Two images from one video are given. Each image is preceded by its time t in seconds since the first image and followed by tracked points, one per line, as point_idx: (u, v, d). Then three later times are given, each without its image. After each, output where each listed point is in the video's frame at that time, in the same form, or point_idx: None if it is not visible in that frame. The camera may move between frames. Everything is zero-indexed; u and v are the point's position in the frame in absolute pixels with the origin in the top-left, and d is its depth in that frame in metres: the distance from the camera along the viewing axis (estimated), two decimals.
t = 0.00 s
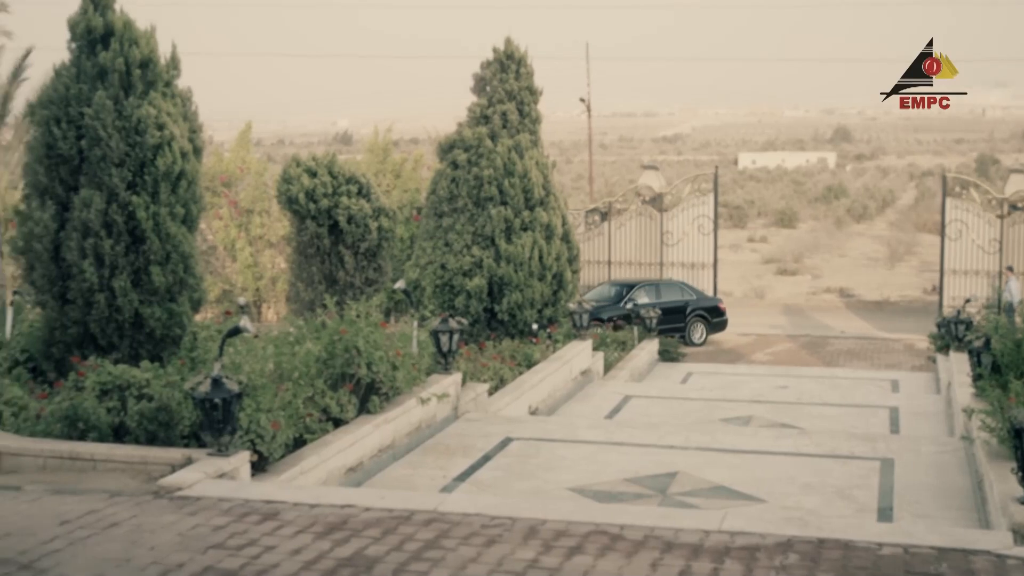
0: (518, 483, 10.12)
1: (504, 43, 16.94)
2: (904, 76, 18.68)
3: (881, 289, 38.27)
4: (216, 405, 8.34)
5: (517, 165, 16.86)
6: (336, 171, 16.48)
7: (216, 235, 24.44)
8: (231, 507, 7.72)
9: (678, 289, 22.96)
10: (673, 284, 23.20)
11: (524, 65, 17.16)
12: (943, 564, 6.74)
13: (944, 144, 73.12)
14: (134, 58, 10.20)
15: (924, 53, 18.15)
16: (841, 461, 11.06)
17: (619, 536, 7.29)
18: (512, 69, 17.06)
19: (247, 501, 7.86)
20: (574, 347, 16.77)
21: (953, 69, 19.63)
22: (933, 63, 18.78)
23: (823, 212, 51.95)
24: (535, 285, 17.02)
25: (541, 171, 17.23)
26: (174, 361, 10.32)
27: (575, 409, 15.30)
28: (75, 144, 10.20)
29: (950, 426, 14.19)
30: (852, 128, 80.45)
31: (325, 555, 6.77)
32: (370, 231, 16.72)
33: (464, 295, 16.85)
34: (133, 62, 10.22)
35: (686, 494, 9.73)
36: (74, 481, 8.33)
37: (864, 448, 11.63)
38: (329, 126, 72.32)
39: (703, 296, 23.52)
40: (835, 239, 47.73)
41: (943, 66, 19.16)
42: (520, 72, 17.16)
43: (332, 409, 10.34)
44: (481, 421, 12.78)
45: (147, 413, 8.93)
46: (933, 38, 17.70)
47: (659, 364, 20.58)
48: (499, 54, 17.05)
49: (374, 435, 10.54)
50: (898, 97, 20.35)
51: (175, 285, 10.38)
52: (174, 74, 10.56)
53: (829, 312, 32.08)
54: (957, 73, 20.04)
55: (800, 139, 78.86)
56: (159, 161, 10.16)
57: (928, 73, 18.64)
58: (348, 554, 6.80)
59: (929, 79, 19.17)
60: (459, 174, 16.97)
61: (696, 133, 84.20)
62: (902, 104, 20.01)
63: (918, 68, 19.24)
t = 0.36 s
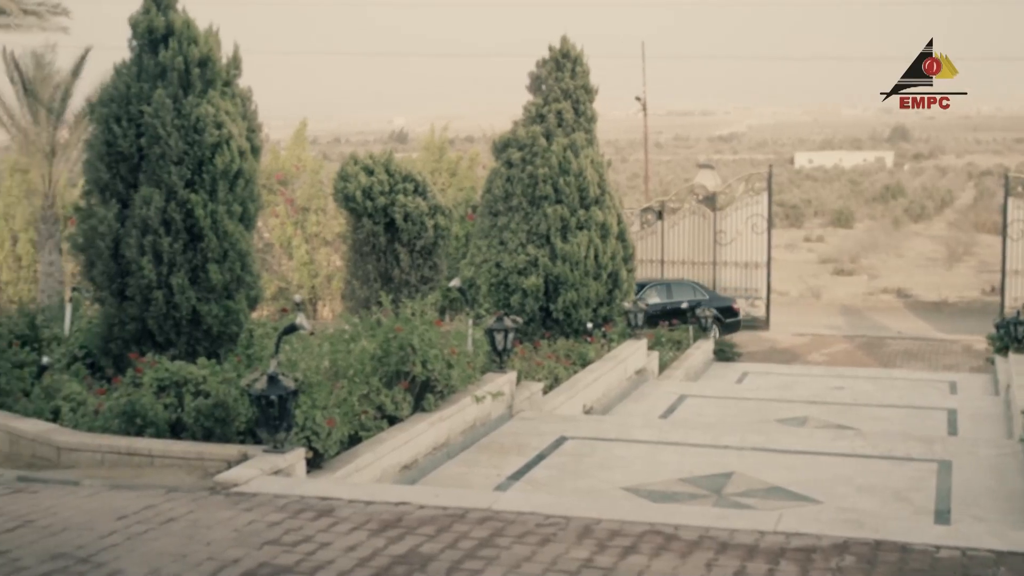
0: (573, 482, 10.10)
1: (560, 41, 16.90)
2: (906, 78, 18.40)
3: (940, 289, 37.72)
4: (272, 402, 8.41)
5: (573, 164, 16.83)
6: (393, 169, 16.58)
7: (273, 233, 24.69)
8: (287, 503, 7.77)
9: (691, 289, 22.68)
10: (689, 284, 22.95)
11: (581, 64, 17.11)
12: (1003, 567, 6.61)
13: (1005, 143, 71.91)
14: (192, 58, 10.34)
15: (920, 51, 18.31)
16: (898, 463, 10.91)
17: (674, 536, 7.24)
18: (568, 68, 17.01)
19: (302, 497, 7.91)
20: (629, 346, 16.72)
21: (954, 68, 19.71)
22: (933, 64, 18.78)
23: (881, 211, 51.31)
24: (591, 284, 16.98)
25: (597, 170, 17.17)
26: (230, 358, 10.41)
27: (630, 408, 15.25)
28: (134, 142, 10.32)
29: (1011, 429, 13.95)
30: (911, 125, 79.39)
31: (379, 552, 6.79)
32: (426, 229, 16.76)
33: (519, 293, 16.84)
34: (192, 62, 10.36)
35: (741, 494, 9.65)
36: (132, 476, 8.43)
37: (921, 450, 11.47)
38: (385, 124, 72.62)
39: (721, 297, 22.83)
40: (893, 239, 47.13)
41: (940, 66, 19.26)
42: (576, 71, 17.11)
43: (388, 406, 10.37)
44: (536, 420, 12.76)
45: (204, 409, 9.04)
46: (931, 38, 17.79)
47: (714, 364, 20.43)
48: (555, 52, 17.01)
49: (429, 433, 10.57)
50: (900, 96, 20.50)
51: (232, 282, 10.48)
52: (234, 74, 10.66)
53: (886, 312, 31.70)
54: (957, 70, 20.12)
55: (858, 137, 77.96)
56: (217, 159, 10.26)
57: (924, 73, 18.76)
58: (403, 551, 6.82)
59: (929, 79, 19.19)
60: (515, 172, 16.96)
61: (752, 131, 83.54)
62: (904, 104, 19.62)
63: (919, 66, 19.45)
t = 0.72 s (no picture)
0: (625, 482, 10.06)
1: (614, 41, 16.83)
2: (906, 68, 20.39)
3: (996, 290, 37.19)
4: (324, 401, 8.45)
5: (626, 164, 16.76)
6: (446, 169, 16.58)
7: (326, 232, 24.89)
8: (339, 502, 7.80)
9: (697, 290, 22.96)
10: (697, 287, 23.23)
11: (635, 64, 17.03)
12: None
13: None
14: (246, 58, 10.42)
15: (918, 53, 20.33)
16: (953, 465, 10.76)
17: (726, 538, 7.17)
18: (622, 68, 16.94)
19: (354, 496, 7.93)
20: (681, 347, 16.66)
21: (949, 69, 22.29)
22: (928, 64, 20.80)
23: (936, 211, 50.68)
24: (643, 284, 16.91)
25: (650, 170, 17.09)
26: (283, 357, 10.49)
27: (682, 409, 15.16)
28: (187, 142, 10.42)
29: None
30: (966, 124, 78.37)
31: (431, 551, 6.80)
32: (479, 229, 16.72)
33: (571, 293, 16.80)
34: (246, 62, 10.44)
35: (794, 496, 9.56)
36: (186, 473, 8.51)
37: (977, 453, 11.30)
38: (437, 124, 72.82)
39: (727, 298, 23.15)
40: (949, 240, 46.53)
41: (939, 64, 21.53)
42: (630, 71, 17.04)
43: (439, 406, 10.38)
44: (588, 420, 12.72)
45: (257, 407, 9.09)
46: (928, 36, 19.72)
47: (767, 365, 20.28)
48: (609, 52, 16.95)
49: (480, 433, 10.57)
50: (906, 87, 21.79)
51: (285, 281, 10.55)
52: (287, 73, 10.74)
53: (942, 314, 31.30)
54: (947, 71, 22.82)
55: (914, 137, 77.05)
56: (271, 159, 10.34)
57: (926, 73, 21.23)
58: (455, 551, 6.82)
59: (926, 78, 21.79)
60: (567, 172, 16.92)
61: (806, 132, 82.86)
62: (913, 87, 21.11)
63: (920, 66, 21.77)
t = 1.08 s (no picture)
0: (678, 483, 9.99)
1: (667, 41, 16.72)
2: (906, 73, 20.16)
3: None
4: (378, 400, 8.48)
5: (679, 164, 16.66)
6: (498, 170, 16.55)
7: (379, 232, 25.00)
8: (392, 501, 7.82)
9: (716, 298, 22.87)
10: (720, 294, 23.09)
11: (689, 64, 16.91)
12: None
13: None
14: (297, 58, 10.50)
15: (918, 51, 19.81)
16: (1010, 469, 10.57)
17: (779, 540, 7.10)
18: (675, 68, 16.82)
19: (407, 495, 7.95)
20: (734, 349, 16.55)
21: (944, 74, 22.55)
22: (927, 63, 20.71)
23: (994, 212, 49.90)
24: (696, 285, 16.82)
25: (703, 171, 16.97)
26: (337, 356, 10.56)
27: (735, 410, 15.04)
28: (240, 142, 10.52)
29: None
30: None
31: (483, 551, 6.80)
32: (532, 229, 16.66)
33: (624, 294, 16.74)
34: (298, 61, 10.53)
35: (848, 499, 9.44)
36: (240, 471, 8.59)
37: None
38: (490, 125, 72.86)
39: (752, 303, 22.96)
40: (1007, 242, 45.80)
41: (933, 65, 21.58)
42: (684, 71, 16.92)
43: (492, 406, 10.38)
44: (642, 421, 12.66)
45: (310, 406, 9.17)
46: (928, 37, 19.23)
47: (821, 366, 20.06)
48: (663, 52, 16.85)
49: (533, 433, 10.56)
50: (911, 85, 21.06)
51: (338, 280, 10.62)
52: (339, 72, 10.79)
53: (1000, 317, 30.79)
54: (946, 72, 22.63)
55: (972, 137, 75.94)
56: (324, 158, 10.40)
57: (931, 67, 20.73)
58: (507, 551, 6.81)
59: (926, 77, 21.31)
60: (620, 173, 16.85)
61: (862, 132, 81.94)
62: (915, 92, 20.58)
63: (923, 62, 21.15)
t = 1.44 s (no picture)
0: (728, 485, 9.93)
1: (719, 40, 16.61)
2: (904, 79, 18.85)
3: None
4: (428, 399, 8.54)
5: (731, 164, 16.54)
6: (551, 169, 16.51)
7: (431, 231, 25.13)
8: (442, 500, 7.83)
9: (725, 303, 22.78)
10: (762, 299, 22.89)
11: (740, 63, 16.79)
12: None
13: None
14: (351, 58, 10.56)
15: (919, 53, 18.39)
16: None
17: (830, 543, 7.02)
18: (727, 68, 16.72)
19: (457, 495, 7.96)
20: (785, 350, 16.40)
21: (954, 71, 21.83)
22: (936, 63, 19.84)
23: None
24: (747, 286, 16.70)
25: (755, 171, 16.84)
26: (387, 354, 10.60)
27: (786, 412, 14.92)
28: (293, 141, 10.59)
29: None
30: None
31: (533, 551, 6.79)
32: (583, 229, 16.53)
33: (675, 294, 16.66)
34: (351, 61, 10.58)
35: (901, 502, 9.33)
36: (291, 468, 8.64)
37: None
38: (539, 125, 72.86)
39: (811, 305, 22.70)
40: None
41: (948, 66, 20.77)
42: (735, 71, 16.81)
43: (542, 406, 10.36)
44: (692, 422, 12.60)
45: (361, 404, 9.20)
46: (931, 39, 17.99)
47: (874, 369, 19.85)
48: (714, 52, 16.75)
49: (583, 434, 10.54)
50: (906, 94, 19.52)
51: (389, 280, 10.66)
52: (392, 73, 10.83)
53: None
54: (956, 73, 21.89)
55: None
56: (376, 157, 10.44)
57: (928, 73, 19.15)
58: (556, 551, 6.80)
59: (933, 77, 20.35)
60: (672, 173, 16.77)
61: (916, 132, 80.96)
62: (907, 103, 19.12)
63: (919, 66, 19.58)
